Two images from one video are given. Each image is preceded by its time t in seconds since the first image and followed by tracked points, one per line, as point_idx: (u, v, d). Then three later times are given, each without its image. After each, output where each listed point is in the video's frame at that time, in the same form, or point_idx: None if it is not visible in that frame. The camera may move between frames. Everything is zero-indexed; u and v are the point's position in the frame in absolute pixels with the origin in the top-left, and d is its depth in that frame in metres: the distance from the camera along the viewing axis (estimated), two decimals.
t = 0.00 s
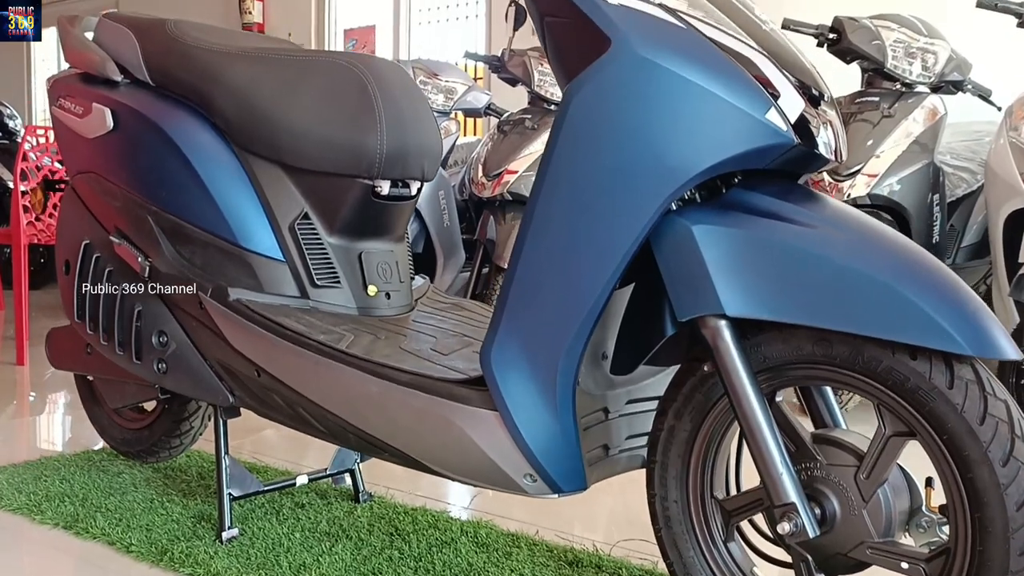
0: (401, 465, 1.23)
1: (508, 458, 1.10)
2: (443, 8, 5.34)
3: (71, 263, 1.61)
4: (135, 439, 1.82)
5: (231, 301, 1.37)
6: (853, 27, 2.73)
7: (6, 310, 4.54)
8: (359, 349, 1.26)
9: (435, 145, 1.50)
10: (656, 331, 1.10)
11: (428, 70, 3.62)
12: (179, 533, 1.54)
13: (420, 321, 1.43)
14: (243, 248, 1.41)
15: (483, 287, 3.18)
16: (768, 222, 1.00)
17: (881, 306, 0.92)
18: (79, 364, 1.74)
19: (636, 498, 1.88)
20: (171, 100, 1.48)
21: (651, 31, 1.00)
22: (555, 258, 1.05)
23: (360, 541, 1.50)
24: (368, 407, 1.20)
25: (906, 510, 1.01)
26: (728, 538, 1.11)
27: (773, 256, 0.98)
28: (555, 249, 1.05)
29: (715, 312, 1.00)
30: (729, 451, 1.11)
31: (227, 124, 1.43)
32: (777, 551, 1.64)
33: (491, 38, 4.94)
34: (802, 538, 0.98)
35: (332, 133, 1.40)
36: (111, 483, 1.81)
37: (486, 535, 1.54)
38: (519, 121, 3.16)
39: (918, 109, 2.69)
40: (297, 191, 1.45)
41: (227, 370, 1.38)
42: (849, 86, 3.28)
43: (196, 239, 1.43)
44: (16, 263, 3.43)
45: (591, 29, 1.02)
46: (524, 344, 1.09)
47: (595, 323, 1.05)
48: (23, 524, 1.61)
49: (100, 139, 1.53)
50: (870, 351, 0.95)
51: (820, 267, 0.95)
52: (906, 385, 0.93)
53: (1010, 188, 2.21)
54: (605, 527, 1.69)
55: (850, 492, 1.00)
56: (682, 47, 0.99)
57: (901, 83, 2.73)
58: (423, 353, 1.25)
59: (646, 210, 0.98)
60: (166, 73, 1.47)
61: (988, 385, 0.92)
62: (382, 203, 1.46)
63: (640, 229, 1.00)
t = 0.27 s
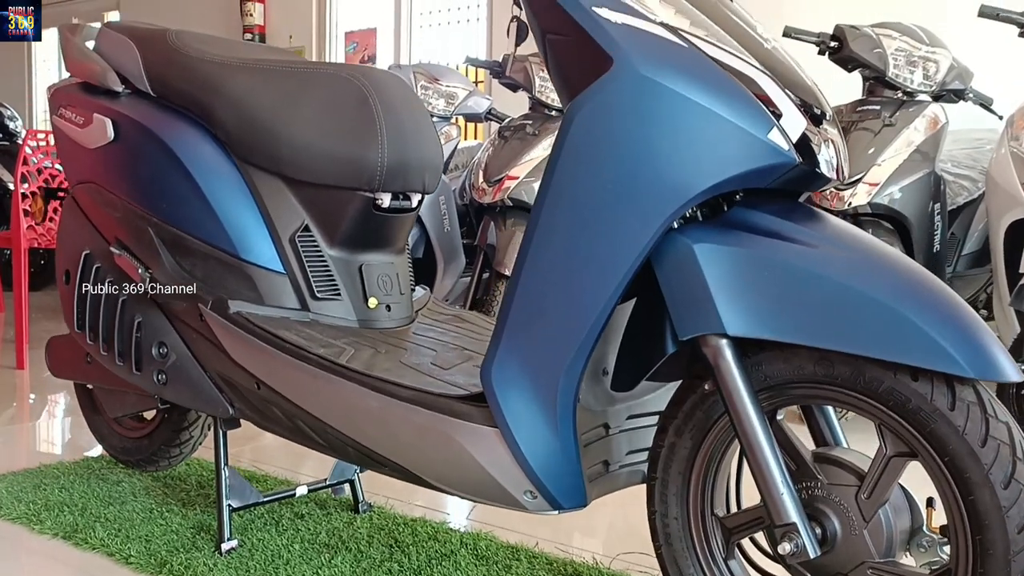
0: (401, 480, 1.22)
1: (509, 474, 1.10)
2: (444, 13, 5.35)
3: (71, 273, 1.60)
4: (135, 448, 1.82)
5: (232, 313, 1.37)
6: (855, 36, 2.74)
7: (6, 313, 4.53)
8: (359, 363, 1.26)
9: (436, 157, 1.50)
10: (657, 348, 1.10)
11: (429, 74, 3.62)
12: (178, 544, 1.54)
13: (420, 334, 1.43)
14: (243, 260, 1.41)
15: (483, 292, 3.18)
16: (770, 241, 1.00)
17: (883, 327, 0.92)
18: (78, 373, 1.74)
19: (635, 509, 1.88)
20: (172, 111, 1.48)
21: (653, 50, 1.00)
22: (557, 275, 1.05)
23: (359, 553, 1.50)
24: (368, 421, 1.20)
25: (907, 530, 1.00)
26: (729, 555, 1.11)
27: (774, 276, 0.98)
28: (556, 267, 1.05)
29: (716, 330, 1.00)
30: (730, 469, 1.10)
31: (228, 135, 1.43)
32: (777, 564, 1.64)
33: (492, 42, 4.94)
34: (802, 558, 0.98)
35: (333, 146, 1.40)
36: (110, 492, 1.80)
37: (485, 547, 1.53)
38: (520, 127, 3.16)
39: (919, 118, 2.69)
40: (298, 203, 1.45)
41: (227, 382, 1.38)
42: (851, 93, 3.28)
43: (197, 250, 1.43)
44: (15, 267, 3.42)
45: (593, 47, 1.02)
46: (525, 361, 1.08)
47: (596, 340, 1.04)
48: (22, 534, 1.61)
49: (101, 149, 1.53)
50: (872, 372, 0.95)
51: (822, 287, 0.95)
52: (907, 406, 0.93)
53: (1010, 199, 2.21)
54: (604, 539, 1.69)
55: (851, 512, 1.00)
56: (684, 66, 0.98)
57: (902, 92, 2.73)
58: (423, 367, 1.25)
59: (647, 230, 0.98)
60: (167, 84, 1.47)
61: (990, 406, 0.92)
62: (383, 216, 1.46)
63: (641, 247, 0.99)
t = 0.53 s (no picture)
0: (402, 492, 1.22)
1: (510, 488, 1.09)
2: (446, 16, 5.35)
3: (73, 281, 1.60)
4: (135, 455, 1.82)
5: (233, 323, 1.37)
6: (857, 42, 2.73)
7: (7, 315, 4.54)
8: (361, 375, 1.26)
9: (438, 168, 1.50)
10: (659, 363, 1.10)
11: (430, 79, 3.63)
12: (179, 553, 1.54)
13: (421, 344, 1.43)
14: (245, 270, 1.41)
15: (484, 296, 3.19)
16: (772, 258, 1.00)
17: (886, 345, 0.92)
18: (79, 380, 1.74)
19: (636, 518, 1.88)
20: (174, 120, 1.48)
21: (656, 66, 0.99)
22: (559, 289, 1.04)
23: (360, 563, 1.50)
24: (370, 433, 1.19)
25: (908, 546, 1.00)
26: (730, 569, 1.11)
27: (777, 292, 0.98)
28: (558, 281, 1.04)
29: (718, 346, 1.00)
30: (731, 483, 1.10)
31: (230, 145, 1.43)
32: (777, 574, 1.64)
33: (494, 45, 4.95)
34: (804, 574, 0.98)
35: (336, 156, 1.40)
36: (111, 499, 1.80)
37: (486, 557, 1.53)
38: (522, 132, 3.16)
39: (920, 125, 2.69)
40: (300, 213, 1.45)
41: (228, 392, 1.38)
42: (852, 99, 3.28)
43: (198, 260, 1.43)
44: (16, 270, 3.42)
45: (595, 62, 1.02)
46: (527, 375, 1.08)
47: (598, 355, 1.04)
48: (23, 542, 1.61)
49: (104, 158, 1.53)
50: (874, 389, 0.95)
51: (824, 304, 0.96)
52: (909, 423, 0.93)
53: (1011, 208, 2.20)
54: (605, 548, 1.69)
55: (852, 527, 1.00)
56: (687, 82, 0.98)
57: (904, 99, 2.74)
58: (425, 379, 1.25)
59: (650, 246, 0.98)
60: (169, 93, 1.47)
61: (991, 424, 0.92)
62: (385, 226, 1.46)
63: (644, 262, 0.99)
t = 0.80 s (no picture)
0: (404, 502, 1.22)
1: (512, 500, 1.09)
2: (447, 18, 5.35)
3: (75, 288, 1.61)
4: (137, 461, 1.82)
5: (236, 333, 1.37)
6: (859, 49, 2.74)
7: (8, 317, 4.55)
8: (363, 386, 1.26)
9: (441, 178, 1.50)
10: (661, 376, 1.10)
11: (432, 83, 3.63)
12: (180, 561, 1.54)
13: (423, 354, 1.43)
14: (247, 279, 1.41)
15: (486, 300, 3.19)
16: (775, 273, 1.00)
17: (888, 362, 0.92)
18: (81, 386, 1.74)
19: (636, 525, 1.88)
20: (176, 128, 1.49)
21: (659, 81, 0.99)
22: (562, 303, 1.04)
23: (361, 572, 1.50)
24: (371, 445, 1.19)
25: (910, 561, 1.00)
26: None
27: (780, 307, 0.98)
28: (561, 294, 1.04)
29: (720, 361, 1.00)
30: (733, 496, 1.10)
31: (233, 154, 1.43)
32: None
33: (495, 49, 4.95)
34: None
35: (339, 166, 1.40)
36: (112, 506, 1.80)
37: (487, 566, 1.54)
38: (523, 136, 3.16)
39: (921, 132, 2.69)
40: (302, 223, 1.45)
41: (230, 401, 1.38)
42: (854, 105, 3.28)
43: (200, 269, 1.43)
44: (17, 273, 3.41)
45: (598, 77, 1.02)
46: (529, 388, 1.08)
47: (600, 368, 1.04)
48: (23, 549, 1.61)
49: (106, 166, 1.53)
50: (876, 405, 0.95)
51: (826, 320, 0.96)
52: (911, 439, 0.93)
53: (1013, 216, 2.20)
54: (605, 557, 1.69)
55: (854, 543, 1.00)
56: (690, 97, 0.98)
57: (906, 106, 2.74)
58: (427, 390, 1.25)
59: (653, 261, 0.98)
60: (172, 102, 1.47)
61: (994, 441, 0.92)
62: (388, 236, 1.47)
63: (647, 276, 0.99)
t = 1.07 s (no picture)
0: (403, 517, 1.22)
1: (512, 517, 1.09)
2: (449, 22, 5.35)
3: (75, 298, 1.60)
4: (136, 470, 1.81)
5: (236, 345, 1.37)
6: (859, 57, 2.73)
7: (8, 319, 4.55)
8: (363, 401, 1.25)
9: (442, 191, 1.50)
10: (661, 394, 1.10)
11: (434, 87, 3.65)
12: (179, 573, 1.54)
13: (423, 367, 1.43)
14: (247, 291, 1.41)
15: (486, 305, 3.22)
16: (776, 292, 1.00)
17: (889, 383, 0.92)
18: (81, 395, 1.74)
19: (635, 536, 1.88)
20: (178, 139, 1.49)
21: (661, 100, 0.99)
22: (562, 320, 1.04)
23: None
24: (371, 460, 1.19)
25: None
26: None
27: (781, 327, 0.98)
28: (561, 312, 1.04)
29: (721, 380, 1.00)
30: (733, 513, 1.10)
31: (234, 166, 1.43)
32: None
33: (496, 53, 4.95)
34: None
35: (340, 179, 1.40)
36: (112, 515, 1.80)
37: None
38: (524, 142, 3.14)
39: (922, 141, 2.69)
40: (303, 235, 1.45)
41: (230, 413, 1.38)
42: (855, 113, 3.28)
43: (201, 280, 1.43)
44: (17, 276, 3.41)
45: (600, 95, 1.02)
46: (529, 405, 1.07)
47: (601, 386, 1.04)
48: (22, 558, 1.61)
49: (107, 176, 1.53)
50: (877, 425, 0.95)
51: (828, 340, 0.95)
52: (912, 460, 0.93)
53: (1014, 226, 2.20)
54: (604, 569, 1.69)
55: (854, 562, 0.99)
56: (692, 116, 0.98)
57: (907, 115, 2.74)
58: (427, 405, 1.25)
59: (654, 280, 0.97)
60: (173, 113, 1.47)
61: (994, 462, 0.92)
62: (388, 248, 1.47)
63: (649, 295, 0.99)
